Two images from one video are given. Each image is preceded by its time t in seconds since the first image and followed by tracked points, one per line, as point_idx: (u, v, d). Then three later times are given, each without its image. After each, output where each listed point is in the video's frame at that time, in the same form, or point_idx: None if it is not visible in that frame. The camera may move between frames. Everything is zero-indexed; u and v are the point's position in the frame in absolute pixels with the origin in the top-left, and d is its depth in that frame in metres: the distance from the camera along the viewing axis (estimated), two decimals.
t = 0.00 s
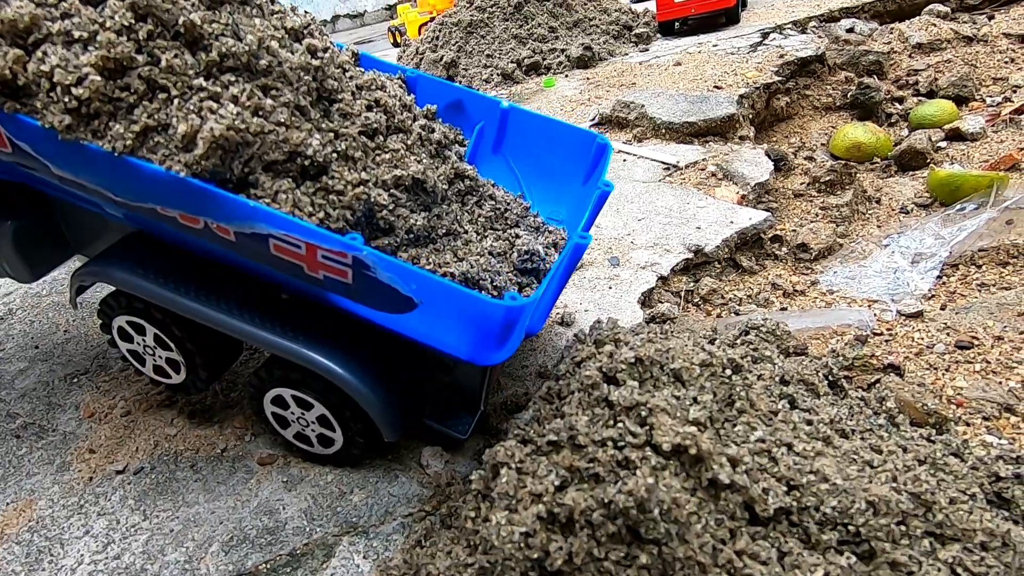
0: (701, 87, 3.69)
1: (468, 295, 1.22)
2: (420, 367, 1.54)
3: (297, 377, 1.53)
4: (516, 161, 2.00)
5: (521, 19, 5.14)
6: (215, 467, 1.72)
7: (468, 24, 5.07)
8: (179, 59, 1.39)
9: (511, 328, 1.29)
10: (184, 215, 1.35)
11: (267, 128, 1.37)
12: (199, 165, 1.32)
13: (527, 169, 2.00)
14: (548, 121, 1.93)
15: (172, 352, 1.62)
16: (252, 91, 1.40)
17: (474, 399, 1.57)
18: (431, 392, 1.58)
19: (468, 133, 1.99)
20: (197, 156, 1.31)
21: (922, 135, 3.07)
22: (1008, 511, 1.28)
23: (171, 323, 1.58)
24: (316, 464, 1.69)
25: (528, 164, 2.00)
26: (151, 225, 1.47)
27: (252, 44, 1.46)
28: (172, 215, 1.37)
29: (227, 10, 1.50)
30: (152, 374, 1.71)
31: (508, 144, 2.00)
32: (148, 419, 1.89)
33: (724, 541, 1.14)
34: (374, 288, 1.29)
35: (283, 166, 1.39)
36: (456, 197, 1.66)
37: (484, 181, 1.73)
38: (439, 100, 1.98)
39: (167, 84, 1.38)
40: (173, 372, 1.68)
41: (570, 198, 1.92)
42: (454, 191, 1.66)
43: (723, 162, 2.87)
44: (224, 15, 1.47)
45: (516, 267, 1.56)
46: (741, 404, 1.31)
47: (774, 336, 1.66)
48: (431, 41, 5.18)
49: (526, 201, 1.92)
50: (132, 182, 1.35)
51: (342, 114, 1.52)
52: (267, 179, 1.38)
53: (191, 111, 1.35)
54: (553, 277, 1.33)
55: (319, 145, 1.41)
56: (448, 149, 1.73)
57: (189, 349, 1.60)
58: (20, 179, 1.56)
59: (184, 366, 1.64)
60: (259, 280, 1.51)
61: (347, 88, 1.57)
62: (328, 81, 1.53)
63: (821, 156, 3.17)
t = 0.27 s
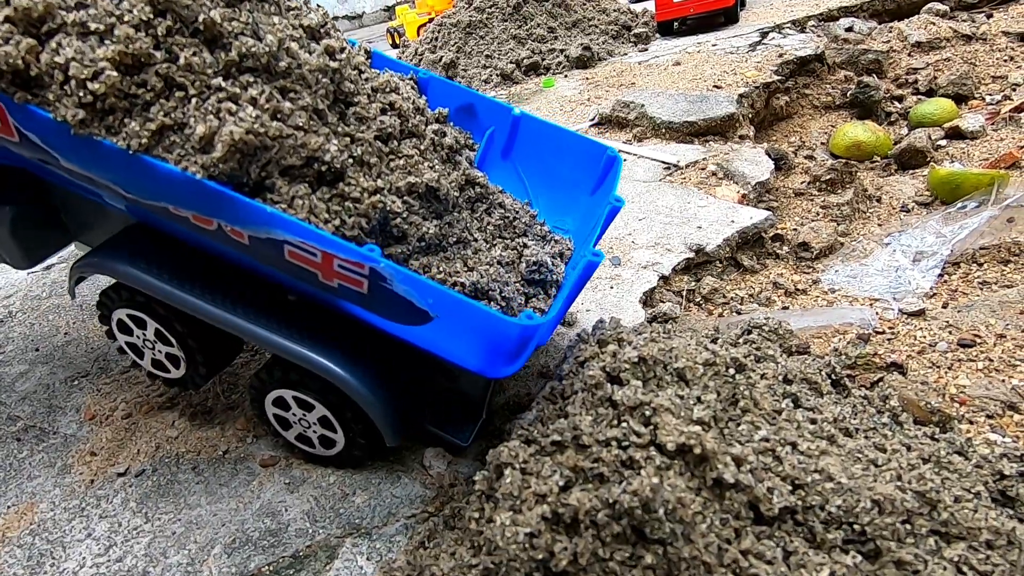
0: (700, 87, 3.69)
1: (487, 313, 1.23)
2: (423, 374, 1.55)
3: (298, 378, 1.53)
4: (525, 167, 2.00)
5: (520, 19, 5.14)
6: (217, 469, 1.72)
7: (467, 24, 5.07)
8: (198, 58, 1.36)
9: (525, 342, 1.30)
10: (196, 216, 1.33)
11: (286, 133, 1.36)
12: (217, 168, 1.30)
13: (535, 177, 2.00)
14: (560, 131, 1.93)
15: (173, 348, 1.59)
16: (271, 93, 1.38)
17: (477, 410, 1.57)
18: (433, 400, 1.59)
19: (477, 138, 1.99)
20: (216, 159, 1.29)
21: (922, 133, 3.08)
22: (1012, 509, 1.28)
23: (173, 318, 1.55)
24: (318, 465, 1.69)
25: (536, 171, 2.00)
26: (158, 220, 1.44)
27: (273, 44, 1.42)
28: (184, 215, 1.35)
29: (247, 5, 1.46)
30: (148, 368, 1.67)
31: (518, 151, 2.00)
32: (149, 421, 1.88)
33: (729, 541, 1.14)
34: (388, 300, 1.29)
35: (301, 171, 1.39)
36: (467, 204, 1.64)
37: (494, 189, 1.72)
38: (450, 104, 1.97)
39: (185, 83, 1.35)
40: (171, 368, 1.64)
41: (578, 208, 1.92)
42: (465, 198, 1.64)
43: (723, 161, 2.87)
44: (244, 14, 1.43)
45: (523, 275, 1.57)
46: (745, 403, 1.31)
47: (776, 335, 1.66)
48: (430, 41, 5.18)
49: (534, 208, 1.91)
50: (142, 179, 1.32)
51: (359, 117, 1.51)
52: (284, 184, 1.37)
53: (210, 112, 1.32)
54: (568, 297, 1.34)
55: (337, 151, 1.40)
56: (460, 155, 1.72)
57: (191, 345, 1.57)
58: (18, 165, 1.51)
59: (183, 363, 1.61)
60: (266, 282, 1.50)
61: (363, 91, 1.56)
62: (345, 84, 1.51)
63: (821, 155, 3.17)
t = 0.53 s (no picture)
0: (700, 87, 3.69)
1: (514, 342, 1.25)
2: (423, 374, 1.54)
3: (298, 379, 1.53)
4: (537, 179, 2.00)
5: (520, 19, 5.14)
6: (217, 470, 1.72)
7: (466, 24, 5.08)
8: (231, 57, 1.32)
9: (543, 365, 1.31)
10: (217, 217, 1.31)
11: (317, 141, 1.33)
12: (246, 174, 1.26)
13: (545, 190, 2.00)
14: (576, 147, 1.93)
15: (174, 339, 1.57)
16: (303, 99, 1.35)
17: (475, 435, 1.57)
18: (432, 414, 1.57)
19: (491, 146, 1.98)
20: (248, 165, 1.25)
21: (921, 133, 3.08)
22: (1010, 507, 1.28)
23: (178, 311, 1.53)
24: (318, 466, 1.68)
25: (547, 184, 2.00)
26: (170, 213, 1.41)
27: (307, 47, 1.39)
28: (206, 215, 1.33)
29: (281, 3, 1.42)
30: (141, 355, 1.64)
31: (530, 163, 2.00)
32: (149, 421, 1.88)
33: (729, 540, 1.14)
34: (408, 319, 1.28)
35: (328, 180, 1.37)
36: (481, 216, 1.65)
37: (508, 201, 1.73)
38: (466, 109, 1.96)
39: (216, 81, 1.31)
40: (166, 358, 1.62)
41: (585, 226, 1.93)
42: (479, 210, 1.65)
43: (722, 161, 2.87)
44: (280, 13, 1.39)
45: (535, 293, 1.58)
46: (746, 403, 1.31)
47: (775, 334, 1.66)
48: (429, 42, 5.20)
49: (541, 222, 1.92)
50: (163, 173, 1.30)
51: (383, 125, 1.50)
52: (311, 195, 1.35)
53: (242, 114, 1.29)
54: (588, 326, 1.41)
55: (365, 161, 1.39)
56: (475, 164, 1.70)
57: (192, 338, 1.56)
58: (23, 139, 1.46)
59: (181, 354, 1.59)
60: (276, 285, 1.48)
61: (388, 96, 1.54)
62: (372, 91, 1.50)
63: (820, 155, 3.18)
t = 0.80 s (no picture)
0: (699, 87, 3.69)
1: (519, 366, 1.22)
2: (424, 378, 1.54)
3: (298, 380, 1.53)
4: (544, 183, 2.00)
5: (519, 19, 5.15)
6: (217, 470, 1.72)
7: (466, 25, 5.10)
8: (242, 62, 1.31)
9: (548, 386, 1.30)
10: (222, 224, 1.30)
11: (327, 152, 1.32)
12: (256, 185, 1.25)
13: (551, 194, 2.00)
14: (584, 152, 1.94)
15: (173, 335, 1.57)
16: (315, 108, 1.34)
17: (478, 439, 1.59)
18: (437, 420, 1.61)
19: (499, 146, 1.99)
20: (257, 178, 1.24)
21: (920, 134, 3.09)
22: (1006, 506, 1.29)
23: (178, 309, 1.52)
24: (318, 466, 1.69)
25: (553, 188, 2.00)
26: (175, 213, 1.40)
27: (321, 53, 1.36)
28: (211, 221, 1.31)
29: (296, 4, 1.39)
30: (140, 348, 1.65)
31: (537, 165, 2.00)
32: (148, 421, 1.89)
33: (728, 540, 1.15)
34: (413, 337, 1.25)
35: (338, 192, 1.36)
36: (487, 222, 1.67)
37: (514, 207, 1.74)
38: (476, 110, 1.97)
39: (227, 87, 1.30)
40: (164, 352, 1.62)
41: (590, 232, 1.93)
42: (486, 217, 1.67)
43: (722, 161, 2.88)
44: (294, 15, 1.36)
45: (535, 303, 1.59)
46: (744, 403, 1.31)
47: (774, 335, 1.67)
48: (429, 42, 5.21)
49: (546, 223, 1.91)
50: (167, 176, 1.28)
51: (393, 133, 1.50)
52: (320, 207, 1.34)
53: (251, 123, 1.28)
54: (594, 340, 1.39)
55: (374, 173, 1.38)
56: (483, 167, 1.72)
57: (192, 335, 1.56)
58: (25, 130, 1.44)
59: (180, 349, 1.60)
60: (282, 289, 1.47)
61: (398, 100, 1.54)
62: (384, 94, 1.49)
63: (819, 155, 3.18)
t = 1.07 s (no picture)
0: (700, 88, 3.69)
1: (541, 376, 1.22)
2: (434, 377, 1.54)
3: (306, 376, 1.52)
4: (555, 183, 2.01)
5: (519, 20, 5.16)
6: (219, 470, 1.73)
7: (466, 25, 5.13)
8: (272, 51, 1.27)
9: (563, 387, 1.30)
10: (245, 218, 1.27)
11: (356, 150, 1.30)
12: (283, 181, 1.22)
13: (560, 195, 2.01)
14: (597, 156, 1.96)
15: (174, 324, 1.56)
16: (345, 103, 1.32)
17: (481, 439, 1.61)
18: (446, 413, 1.66)
19: (511, 145, 1.98)
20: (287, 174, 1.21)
21: (920, 134, 3.09)
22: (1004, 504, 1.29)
23: (180, 298, 1.52)
24: (321, 466, 1.70)
25: (563, 190, 2.01)
26: (189, 202, 1.37)
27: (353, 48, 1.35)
28: (232, 214, 1.28)
29: None
30: (137, 334, 1.64)
31: (548, 166, 2.01)
32: (149, 422, 1.90)
33: (731, 540, 1.15)
34: (435, 341, 1.25)
35: (364, 190, 1.35)
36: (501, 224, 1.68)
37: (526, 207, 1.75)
38: (490, 107, 1.95)
39: (255, 77, 1.26)
40: (162, 339, 1.62)
41: (598, 236, 1.96)
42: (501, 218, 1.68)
43: (722, 162, 2.88)
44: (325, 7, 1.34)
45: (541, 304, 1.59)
46: (747, 403, 1.32)
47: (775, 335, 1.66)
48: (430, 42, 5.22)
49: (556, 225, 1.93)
50: (189, 167, 1.25)
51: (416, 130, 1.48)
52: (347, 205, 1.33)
53: (281, 116, 1.24)
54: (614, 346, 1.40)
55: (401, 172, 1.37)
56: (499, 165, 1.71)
57: (192, 324, 1.56)
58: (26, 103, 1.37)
59: (179, 337, 1.59)
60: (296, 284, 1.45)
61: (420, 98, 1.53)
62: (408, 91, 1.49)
63: (820, 156, 3.19)
